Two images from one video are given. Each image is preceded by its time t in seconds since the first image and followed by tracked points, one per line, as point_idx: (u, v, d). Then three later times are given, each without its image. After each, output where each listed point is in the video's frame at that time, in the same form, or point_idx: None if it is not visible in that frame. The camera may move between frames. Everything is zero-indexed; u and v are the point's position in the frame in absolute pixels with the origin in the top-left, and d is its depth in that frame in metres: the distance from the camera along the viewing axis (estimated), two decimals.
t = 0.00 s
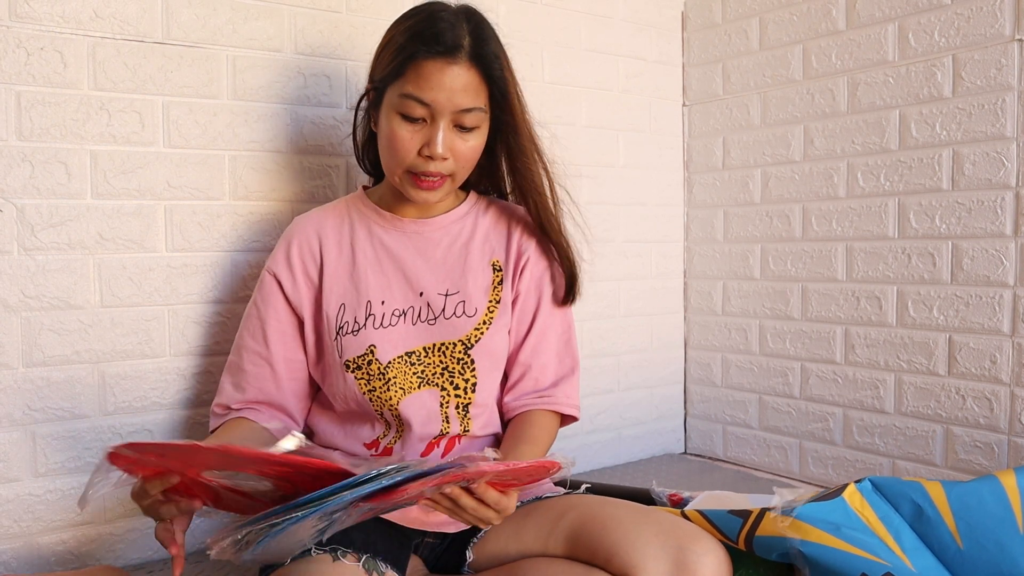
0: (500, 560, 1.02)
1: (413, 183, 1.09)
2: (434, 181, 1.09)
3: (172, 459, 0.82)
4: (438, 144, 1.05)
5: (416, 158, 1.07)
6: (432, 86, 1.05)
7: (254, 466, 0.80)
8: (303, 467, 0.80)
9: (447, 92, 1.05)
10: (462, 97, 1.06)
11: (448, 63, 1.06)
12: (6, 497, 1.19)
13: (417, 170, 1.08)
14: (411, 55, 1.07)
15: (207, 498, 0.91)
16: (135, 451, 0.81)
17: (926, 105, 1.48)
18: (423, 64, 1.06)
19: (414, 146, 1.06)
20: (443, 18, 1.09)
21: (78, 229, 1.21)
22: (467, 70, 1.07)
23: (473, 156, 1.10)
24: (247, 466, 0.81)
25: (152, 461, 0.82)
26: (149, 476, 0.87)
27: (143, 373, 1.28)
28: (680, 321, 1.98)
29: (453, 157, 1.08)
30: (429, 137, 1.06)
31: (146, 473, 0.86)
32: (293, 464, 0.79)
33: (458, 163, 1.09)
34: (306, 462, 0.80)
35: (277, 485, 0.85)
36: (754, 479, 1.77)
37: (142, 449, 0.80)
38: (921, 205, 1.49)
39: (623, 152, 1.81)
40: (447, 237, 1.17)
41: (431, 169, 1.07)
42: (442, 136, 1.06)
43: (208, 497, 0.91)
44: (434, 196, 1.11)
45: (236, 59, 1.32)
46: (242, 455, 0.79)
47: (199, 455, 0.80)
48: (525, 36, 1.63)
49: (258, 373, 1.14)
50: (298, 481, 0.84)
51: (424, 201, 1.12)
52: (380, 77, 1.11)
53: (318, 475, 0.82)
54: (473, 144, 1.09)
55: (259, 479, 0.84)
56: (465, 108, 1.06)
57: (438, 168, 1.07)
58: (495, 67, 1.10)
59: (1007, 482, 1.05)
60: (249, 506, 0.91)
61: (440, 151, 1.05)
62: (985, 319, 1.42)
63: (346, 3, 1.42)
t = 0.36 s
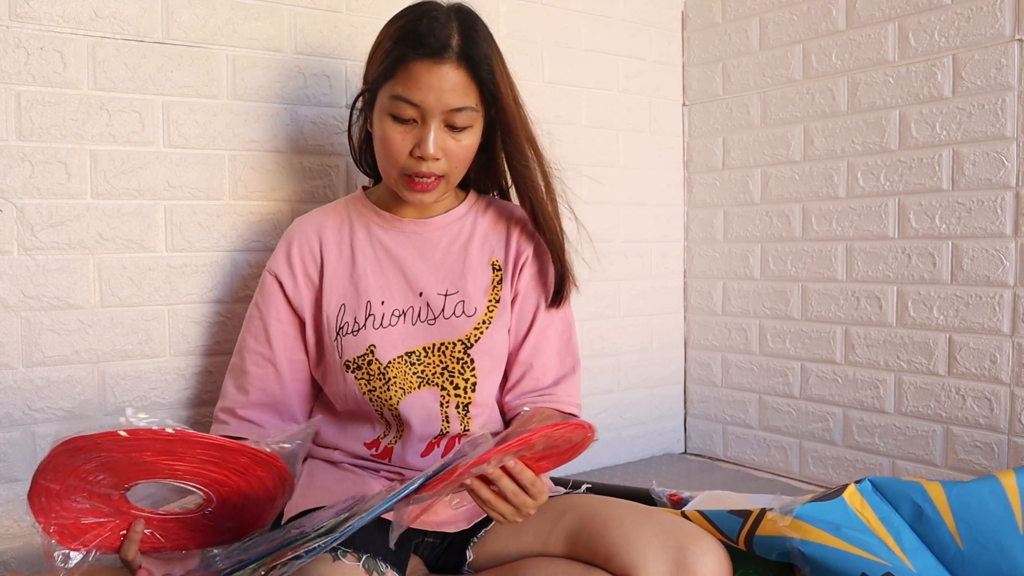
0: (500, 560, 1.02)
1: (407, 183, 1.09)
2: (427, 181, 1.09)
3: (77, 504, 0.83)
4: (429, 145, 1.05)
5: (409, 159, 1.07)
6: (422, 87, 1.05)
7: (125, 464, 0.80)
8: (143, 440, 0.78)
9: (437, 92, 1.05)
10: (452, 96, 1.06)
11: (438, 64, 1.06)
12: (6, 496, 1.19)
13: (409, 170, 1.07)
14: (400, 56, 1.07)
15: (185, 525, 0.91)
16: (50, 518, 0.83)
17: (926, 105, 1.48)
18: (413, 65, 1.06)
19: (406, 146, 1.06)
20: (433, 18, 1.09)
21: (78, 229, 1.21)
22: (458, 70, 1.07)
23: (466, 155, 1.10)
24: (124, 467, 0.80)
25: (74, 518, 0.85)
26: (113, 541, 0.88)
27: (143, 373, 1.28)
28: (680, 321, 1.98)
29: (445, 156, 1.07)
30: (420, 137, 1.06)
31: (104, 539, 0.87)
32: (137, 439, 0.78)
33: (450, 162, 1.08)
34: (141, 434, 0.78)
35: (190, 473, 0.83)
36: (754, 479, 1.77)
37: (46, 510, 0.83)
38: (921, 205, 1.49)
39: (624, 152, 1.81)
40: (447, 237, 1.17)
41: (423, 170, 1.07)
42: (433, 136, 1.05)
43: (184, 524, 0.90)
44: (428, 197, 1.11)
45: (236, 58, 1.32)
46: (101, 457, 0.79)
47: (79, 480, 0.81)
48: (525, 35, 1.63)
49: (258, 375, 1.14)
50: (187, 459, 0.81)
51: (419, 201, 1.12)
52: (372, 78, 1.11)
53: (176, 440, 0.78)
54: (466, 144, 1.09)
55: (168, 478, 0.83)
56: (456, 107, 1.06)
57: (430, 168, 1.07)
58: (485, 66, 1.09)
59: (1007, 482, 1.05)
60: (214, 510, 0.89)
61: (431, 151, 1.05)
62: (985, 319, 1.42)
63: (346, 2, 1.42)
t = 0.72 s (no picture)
0: (500, 560, 1.02)
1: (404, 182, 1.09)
2: (424, 179, 1.08)
3: (72, 526, 0.81)
4: (424, 143, 1.05)
5: (404, 158, 1.07)
6: (416, 86, 1.05)
7: (104, 476, 0.78)
8: (113, 441, 0.76)
9: (431, 92, 1.05)
10: (446, 94, 1.05)
11: (432, 64, 1.06)
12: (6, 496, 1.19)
13: (405, 169, 1.07)
14: (395, 56, 1.07)
15: (185, 531, 0.88)
16: (49, 548, 0.81)
17: (926, 105, 1.48)
18: (407, 65, 1.06)
19: (401, 146, 1.06)
20: (428, 18, 1.10)
21: (78, 229, 1.21)
22: (452, 69, 1.06)
23: (462, 154, 1.09)
24: (104, 479, 0.78)
25: (74, 542, 0.82)
26: (119, 560, 0.85)
27: (143, 373, 1.28)
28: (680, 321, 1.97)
29: (440, 155, 1.07)
30: (415, 136, 1.05)
31: (110, 560, 0.84)
32: (106, 444, 0.76)
33: (446, 161, 1.08)
34: (110, 438, 0.77)
35: (172, 474, 0.80)
36: (754, 479, 1.77)
37: (43, 540, 0.80)
38: (921, 205, 1.49)
39: (624, 152, 1.81)
40: (445, 237, 1.17)
41: (418, 168, 1.07)
42: (428, 134, 1.05)
43: (185, 531, 0.88)
44: (425, 195, 1.11)
45: (236, 58, 1.32)
46: (79, 471, 0.77)
47: (65, 501, 0.79)
48: (525, 35, 1.63)
49: (259, 376, 1.14)
50: (163, 457, 0.79)
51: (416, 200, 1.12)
52: (368, 78, 1.11)
53: (145, 436, 0.77)
54: (462, 142, 1.09)
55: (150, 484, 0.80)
56: (451, 106, 1.06)
57: (425, 166, 1.07)
58: (480, 65, 1.09)
59: (1007, 483, 1.05)
60: (209, 511, 0.87)
61: (427, 150, 1.05)
62: (985, 319, 1.42)
63: (346, 2, 1.42)
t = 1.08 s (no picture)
0: (500, 560, 1.02)
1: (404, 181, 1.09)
2: (424, 179, 1.08)
3: (64, 524, 0.82)
4: (424, 143, 1.05)
5: (404, 158, 1.07)
6: (416, 86, 1.05)
7: (88, 477, 0.79)
8: (93, 443, 0.77)
9: (431, 92, 1.05)
10: (447, 94, 1.05)
11: (432, 64, 1.06)
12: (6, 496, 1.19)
13: (405, 169, 1.07)
14: (395, 56, 1.07)
15: (180, 525, 0.88)
16: (42, 545, 0.82)
17: (926, 104, 1.48)
18: (407, 65, 1.06)
19: (401, 146, 1.06)
20: (428, 18, 1.10)
21: (78, 229, 1.21)
22: (452, 70, 1.06)
23: (461, 154, 1.09)
24: (88, 480, 0.79)
25: (67, 538, 0.82)
26: (114, 555, 0.85)
27: (143, 373, 1.28)
28: (680, 321, 1.97)
29: (440, 155, 1.07)
30: (415, 136, 1.05)
31: (105, 555, 0.85)
32: (89, 444, 0.77)
33: (446, 160, 1.08)
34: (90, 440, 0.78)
35: (158, 471, 0.82)
36: (754, 479, 1.77)
37: (35, 538, 0.81)
38: (921, 205, 1.49)
39: (624, 152, 1.81)
40: (445, 237, 1.17)
41: (418, 168, 1.07)
42: (428, 134, 1.05)
43: (180, 526, 0.88)
44: (425, 195, 1.11)
45: (236, 58, 1.32)
46: (63, 473, 0.78)
47: (54, 501, 0.80)
48: (525, 35, 1.63)
49: (259, 375, 1.14)
50: (147, 457, 0.80)
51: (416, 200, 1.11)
52: (368, 78, 1.11)
53: (126, 436, 0.78)
54: (462, 143, 1.09)
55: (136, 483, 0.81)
56: (451, 106, 1.06)
57: (426, 166, 1.07)
58: (480, 66, 1.09)
59: (1007, 483, 1.05)
60: (201, 506, 0.87)
61: (426, 150, 1.05)
62: (985, 319, 1.42)
63: (346, 2, 1.42)
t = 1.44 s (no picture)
0: (500, 560, 1.02)
1: (404, 181, 1.08)
2: (423, 179, 1.08)
3: (68, 530, 0.81)
4: (423, 142, 1.05)
5: (404, 157, 1.06)
6: (415, 85, 1.05)
7: (90, 483, 0.78)
8: (96, 452, 0.77)
9: (430, 91, 1.05)
10: (446, 94, 1.05)
11: (431, 63, 1.05)
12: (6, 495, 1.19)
13: (405, 168, 1.07)
14: (395, 56, 1.07)
15: (184, 524, 0.89)
16: (47, 551, 0.82)
17: (927, 104, 1.48)
18: (406, 65, 1.06)
19: (401, 145, 1.06)
20: (428, 18, 1.10)
21: (78, 229, 1.21)
22: (451, 69, 1.06)
23: (461, 153, 1.09)
24: (90, 486, 0.79)
25: (71, 543, 0.82)
26: (118, 556, 0.86)
27: (143, 373, 1.28)
28: (680, 321, 1.97)
29: (439, 154, 1.07)
30: (414, 135, 1.05)
31: (109, 556, 0.85)
32: (90, 455, 0.76)
33: (445, 160, 1.08)
34: (92, 449, 0.77)
35: (161, 473, 0.81)
36: (754, 479, 1.77)
37: (39, 544, 0.81)
38: (921, 205, 1.49)
39: (624, 152, 1.81)
40: (445, 237, 1.17)
41: (418, 167, 1.07)
42: (427, 133, 1.05)
43: (185, 526, 0.89)
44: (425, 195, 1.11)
45: (236, 58, 1.32)
46: (65, 481, 0.77)
47: (57, 508, 0.79)
48: (525, 35, 1.63)
49: (260, 376, 1.15)
50: (150, 461, 0.80)
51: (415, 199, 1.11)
52: (367, 78, 1.11)
53: (130, 443, 0.78)
54: (461, 143, 1.09)
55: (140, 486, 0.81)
56: (450, 105, 1.06)
57: (425, 165, 1.07)
58: (480, 66, 1.09)
59: (1007, 483, 1.05)
60: (203, 504, 0.87)
61: (426, 150, 1.05)
62: (985, 319, 1.42)
63: (346, 2, 1.42)
